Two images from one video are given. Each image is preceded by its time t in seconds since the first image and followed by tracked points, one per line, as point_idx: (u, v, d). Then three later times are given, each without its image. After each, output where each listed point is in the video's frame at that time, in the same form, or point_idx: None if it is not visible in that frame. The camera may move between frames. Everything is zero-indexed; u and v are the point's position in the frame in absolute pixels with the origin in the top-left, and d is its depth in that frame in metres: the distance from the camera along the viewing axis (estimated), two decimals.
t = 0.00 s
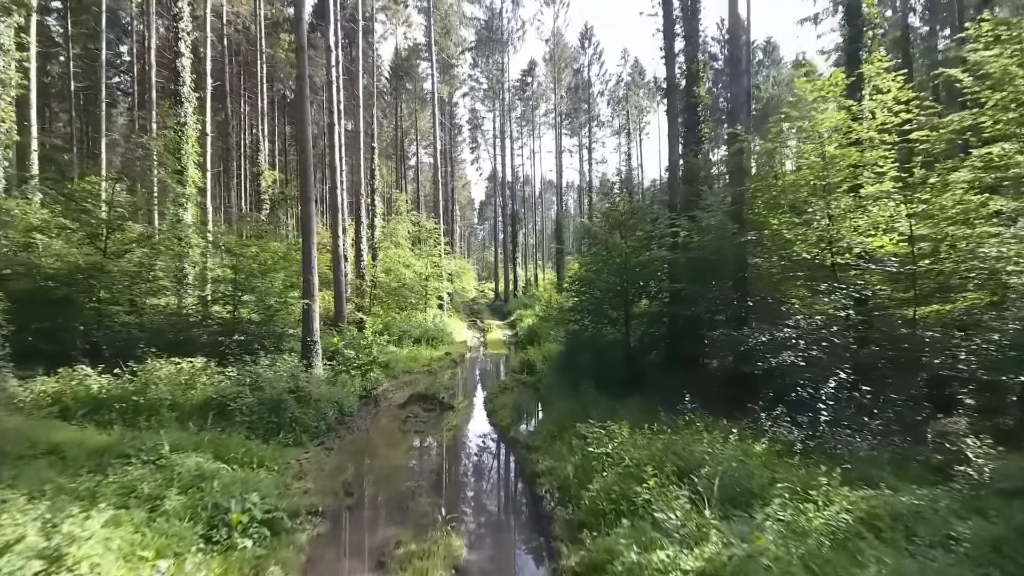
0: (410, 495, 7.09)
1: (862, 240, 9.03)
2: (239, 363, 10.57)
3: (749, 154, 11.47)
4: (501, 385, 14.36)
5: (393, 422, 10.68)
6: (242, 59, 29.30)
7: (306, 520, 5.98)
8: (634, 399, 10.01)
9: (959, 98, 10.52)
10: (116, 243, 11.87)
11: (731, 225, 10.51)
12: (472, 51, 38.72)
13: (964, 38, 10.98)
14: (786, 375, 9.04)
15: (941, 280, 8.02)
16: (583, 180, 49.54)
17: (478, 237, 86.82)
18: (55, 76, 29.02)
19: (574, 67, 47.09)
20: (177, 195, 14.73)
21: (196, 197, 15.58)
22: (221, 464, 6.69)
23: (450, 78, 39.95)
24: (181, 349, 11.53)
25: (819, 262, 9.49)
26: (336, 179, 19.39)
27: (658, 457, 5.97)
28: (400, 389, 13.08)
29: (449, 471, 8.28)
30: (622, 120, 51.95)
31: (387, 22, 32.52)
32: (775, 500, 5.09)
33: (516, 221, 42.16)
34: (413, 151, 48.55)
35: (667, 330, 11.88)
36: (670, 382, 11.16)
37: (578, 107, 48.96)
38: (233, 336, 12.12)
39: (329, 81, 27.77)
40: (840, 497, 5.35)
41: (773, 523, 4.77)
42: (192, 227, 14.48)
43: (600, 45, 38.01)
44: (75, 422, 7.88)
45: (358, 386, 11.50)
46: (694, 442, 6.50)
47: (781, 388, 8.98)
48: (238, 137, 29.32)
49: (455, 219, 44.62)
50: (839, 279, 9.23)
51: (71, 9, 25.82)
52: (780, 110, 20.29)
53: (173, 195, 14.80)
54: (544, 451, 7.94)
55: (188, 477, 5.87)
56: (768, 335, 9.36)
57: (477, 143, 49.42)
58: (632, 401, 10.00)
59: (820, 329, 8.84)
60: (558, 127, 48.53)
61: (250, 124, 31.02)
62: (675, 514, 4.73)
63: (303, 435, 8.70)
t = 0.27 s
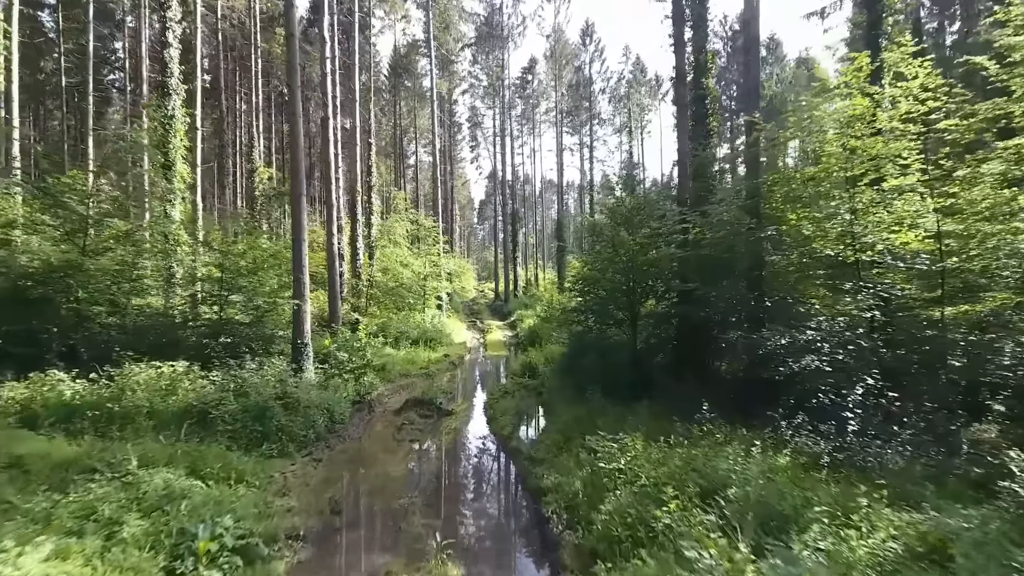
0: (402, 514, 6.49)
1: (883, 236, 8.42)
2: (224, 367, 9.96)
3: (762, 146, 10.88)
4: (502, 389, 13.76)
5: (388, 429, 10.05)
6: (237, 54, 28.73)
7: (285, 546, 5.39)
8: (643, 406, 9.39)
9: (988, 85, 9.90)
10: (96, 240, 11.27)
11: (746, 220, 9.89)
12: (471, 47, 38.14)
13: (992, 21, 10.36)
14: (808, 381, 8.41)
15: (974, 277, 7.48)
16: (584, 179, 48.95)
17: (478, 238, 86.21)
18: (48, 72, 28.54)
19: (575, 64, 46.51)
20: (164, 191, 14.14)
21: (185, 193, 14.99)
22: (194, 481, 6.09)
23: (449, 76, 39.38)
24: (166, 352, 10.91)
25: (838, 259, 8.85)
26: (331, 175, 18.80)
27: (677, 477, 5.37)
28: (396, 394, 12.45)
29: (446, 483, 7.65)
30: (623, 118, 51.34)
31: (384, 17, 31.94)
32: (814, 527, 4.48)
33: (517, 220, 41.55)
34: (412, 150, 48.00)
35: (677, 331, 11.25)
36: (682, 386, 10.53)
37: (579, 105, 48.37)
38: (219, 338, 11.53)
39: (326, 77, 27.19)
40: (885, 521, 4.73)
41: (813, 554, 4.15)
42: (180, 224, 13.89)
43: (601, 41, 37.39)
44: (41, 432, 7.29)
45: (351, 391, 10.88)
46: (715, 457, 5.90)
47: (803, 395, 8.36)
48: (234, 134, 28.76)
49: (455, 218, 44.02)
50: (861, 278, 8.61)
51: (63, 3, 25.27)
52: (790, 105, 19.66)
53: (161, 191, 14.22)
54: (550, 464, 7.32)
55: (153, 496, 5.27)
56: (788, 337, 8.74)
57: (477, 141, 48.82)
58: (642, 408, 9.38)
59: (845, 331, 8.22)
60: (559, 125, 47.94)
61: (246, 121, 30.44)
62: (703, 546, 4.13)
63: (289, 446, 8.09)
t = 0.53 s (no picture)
0: (392, 537, 5.88)
1: (912, 231, 7.82)
2: (207, 371, 9.36)
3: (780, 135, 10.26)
4: (503, 393, 13.18)
5: (381, 437, 9.44)
6: (232, 48, 28.17)
7: None
8: (654, 414, 8.79)
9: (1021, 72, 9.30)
10: (75, 237, 10.67)
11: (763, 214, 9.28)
12: (471, 43, 37.58)
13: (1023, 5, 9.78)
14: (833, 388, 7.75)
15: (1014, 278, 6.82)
16: (586, 177, 48.37)
17: (478, 238, 85.63)
18: (41, 68, 28.03)
19: (577, 61, 45.96)
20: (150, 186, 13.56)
21: (174, 189, 14.41)
22: (163, 501, 5.50)
23: (449, 72, 38.83)
24: (147, 356, 10.22)
25: (864, 257, 8.25)
26: (326, 171, 18.21)
27: (701, 500, 4.78)
28: (391, 400, 11.84)
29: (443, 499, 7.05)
30: (625, 116, 50.77)
31: (383, 11, 31.37)
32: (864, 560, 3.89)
33: (517, 219, 40.92)
34: (412, 148, 47.44)
35: (689, 333, 10.64)
36: (694, 391, 9.92)
37: (580, 103, 47.83)
38: (204, 341, 10.92)
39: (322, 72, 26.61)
40: (945, 552, 4.12)
41: None
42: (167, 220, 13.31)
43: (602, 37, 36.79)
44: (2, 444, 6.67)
45: (343, 397, 10.28)
46: (740, 474, 5.32)
47: (828, 402, 7.76)
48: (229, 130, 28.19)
49: (454, 217, 43.39)
50: (887, 278, 8.01)
51: None
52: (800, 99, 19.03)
53: (148, 186, 13.64)
54: (556, 479, 6.72)
55: (111, 521, 4.67)
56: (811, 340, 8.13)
57: (477, 139, 48.26)
58: (653, 416, 8.78)
59: (874, 334, 7.62)
60: (560, 123, 47.40)
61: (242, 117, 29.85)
62: None
63: (273, 458, 7.50)
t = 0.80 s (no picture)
0: (383, 559, 5.38)
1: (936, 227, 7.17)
2: (192, 376, 8.84)
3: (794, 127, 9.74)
4: (503, 397, 12.69)
5: (375, 445, 8.94)
6: (228, 44, 27.67)
7: None
8: (664, 420, 8.29)
9: None
10: (55, 232, 10.13)
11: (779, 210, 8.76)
12: (471, 40, 37.07)
13: None
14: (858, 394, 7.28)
15: None
16: (586, 176, 47.87)
17: (478, 238, 85.09)
18: (35, 64, 27.55)
19: (578, 59, 45.46)
20: (137, 182, 13.07)
21: (164, 186, 13.91)
22: (129, 522, 4.98)
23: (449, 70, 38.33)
24: (130, 359, 9.74)
25: (888, 256, 7.61)
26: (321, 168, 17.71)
27: (726, 523, 4.28)
28: (386, 404, 11.32)
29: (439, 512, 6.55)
30: (626, 115, 50.29)
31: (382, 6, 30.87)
32: None
33: (517, 218, 40.39)
34: (411, 146, 46.95)
35: (699, 334, 10.14)
36: (705, 396, 9.42)
37: (581, 101, 47.32)
38: (189, 344, 10.40)
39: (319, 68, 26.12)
40: None
41: None
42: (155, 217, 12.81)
43: (603, 33, 36.31)
44: None
45: (335, 403, 9.76)
46: (766, 492, 4.82)
47: (852, 409, 7.28)
48: (224, 127, 27.67)
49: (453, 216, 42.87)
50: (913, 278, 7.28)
51: None
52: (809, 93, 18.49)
53: (135, 182, 13.12)
54: (563, 494, 6.22)
55: (68, 548, 4.18)
56: (833, 343, 7.62)
57: (477, 138, 47.76)
58: (663, 422, 8.29)
59: (901, 336, 7.12)
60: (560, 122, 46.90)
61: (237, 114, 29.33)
62: None
63: (258, 470, 7.00)
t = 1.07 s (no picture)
0: None
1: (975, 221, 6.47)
2: (170, 382, 8.24)
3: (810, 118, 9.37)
4: (504, 402, 12.14)
5: (367, 457, 8.36)
6: (223, 38, 27.11)
7: None
8: (677, 433, 7.67)
9: None
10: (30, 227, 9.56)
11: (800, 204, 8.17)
12: (471, 36, 36.50)
13: None
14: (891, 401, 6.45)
15: None
16: (588, 175, 47.32)
17: (478, 238, 84.57)
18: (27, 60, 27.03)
19: (579, 56, 44.88)
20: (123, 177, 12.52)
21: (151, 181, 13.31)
22: (80, 555, 4.40)
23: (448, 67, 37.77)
24: (105, 363, 9.14)
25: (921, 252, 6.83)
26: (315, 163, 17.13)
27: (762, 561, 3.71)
28: (381, 412, 10.69)
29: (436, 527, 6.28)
30: (628, 113, 49.71)
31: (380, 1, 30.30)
32: None
33: (517, 218, 39.84)
34: (410, 145, 46.39)
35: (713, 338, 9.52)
36: (722, 406, 8.80)
37: (583, 98, 46.76)
38: (170, 347, 9.79)
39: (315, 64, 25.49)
40: None
41: None
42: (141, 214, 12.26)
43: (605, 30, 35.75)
44: None
45: (326, 410, 9.15)
46: (803, 519, 4.27)
47: (885, 419, 6.52)
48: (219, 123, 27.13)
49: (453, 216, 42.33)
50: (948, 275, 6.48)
51: None
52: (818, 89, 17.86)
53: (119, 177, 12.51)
54: (572, 517, 5.64)
55: None
56: (862, 348, 6.91)
57: (477, 136, 47.20)
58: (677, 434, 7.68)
59: (938, 339, 6.27)
60: (561, 119, 46.33)
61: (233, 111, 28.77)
62: None
63: (238, 484, 6.44)
